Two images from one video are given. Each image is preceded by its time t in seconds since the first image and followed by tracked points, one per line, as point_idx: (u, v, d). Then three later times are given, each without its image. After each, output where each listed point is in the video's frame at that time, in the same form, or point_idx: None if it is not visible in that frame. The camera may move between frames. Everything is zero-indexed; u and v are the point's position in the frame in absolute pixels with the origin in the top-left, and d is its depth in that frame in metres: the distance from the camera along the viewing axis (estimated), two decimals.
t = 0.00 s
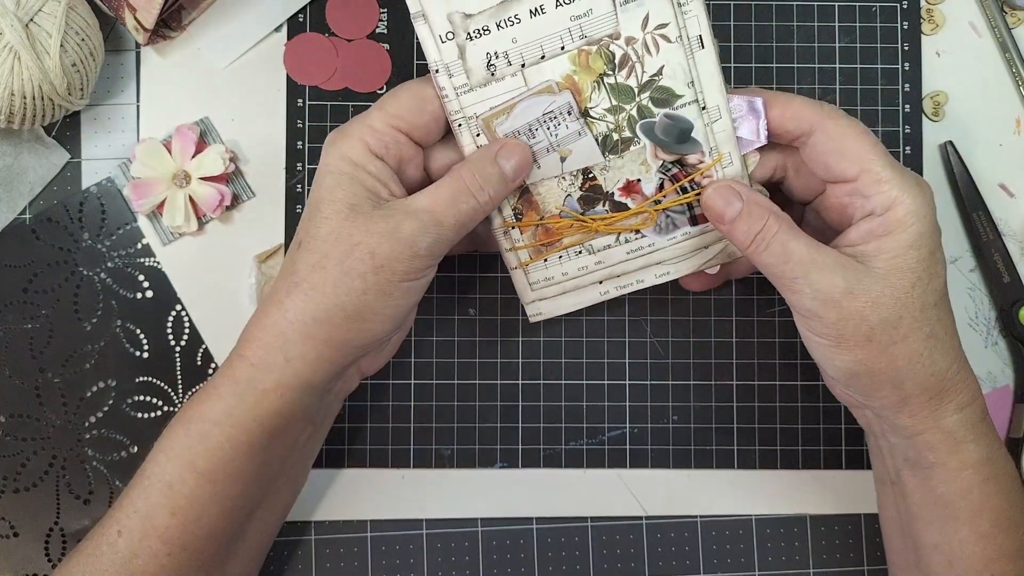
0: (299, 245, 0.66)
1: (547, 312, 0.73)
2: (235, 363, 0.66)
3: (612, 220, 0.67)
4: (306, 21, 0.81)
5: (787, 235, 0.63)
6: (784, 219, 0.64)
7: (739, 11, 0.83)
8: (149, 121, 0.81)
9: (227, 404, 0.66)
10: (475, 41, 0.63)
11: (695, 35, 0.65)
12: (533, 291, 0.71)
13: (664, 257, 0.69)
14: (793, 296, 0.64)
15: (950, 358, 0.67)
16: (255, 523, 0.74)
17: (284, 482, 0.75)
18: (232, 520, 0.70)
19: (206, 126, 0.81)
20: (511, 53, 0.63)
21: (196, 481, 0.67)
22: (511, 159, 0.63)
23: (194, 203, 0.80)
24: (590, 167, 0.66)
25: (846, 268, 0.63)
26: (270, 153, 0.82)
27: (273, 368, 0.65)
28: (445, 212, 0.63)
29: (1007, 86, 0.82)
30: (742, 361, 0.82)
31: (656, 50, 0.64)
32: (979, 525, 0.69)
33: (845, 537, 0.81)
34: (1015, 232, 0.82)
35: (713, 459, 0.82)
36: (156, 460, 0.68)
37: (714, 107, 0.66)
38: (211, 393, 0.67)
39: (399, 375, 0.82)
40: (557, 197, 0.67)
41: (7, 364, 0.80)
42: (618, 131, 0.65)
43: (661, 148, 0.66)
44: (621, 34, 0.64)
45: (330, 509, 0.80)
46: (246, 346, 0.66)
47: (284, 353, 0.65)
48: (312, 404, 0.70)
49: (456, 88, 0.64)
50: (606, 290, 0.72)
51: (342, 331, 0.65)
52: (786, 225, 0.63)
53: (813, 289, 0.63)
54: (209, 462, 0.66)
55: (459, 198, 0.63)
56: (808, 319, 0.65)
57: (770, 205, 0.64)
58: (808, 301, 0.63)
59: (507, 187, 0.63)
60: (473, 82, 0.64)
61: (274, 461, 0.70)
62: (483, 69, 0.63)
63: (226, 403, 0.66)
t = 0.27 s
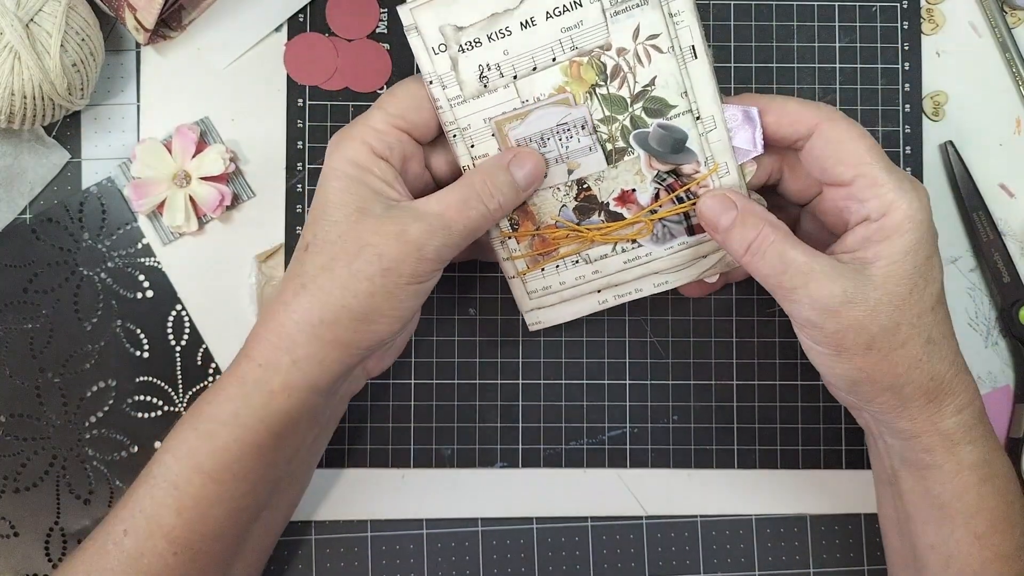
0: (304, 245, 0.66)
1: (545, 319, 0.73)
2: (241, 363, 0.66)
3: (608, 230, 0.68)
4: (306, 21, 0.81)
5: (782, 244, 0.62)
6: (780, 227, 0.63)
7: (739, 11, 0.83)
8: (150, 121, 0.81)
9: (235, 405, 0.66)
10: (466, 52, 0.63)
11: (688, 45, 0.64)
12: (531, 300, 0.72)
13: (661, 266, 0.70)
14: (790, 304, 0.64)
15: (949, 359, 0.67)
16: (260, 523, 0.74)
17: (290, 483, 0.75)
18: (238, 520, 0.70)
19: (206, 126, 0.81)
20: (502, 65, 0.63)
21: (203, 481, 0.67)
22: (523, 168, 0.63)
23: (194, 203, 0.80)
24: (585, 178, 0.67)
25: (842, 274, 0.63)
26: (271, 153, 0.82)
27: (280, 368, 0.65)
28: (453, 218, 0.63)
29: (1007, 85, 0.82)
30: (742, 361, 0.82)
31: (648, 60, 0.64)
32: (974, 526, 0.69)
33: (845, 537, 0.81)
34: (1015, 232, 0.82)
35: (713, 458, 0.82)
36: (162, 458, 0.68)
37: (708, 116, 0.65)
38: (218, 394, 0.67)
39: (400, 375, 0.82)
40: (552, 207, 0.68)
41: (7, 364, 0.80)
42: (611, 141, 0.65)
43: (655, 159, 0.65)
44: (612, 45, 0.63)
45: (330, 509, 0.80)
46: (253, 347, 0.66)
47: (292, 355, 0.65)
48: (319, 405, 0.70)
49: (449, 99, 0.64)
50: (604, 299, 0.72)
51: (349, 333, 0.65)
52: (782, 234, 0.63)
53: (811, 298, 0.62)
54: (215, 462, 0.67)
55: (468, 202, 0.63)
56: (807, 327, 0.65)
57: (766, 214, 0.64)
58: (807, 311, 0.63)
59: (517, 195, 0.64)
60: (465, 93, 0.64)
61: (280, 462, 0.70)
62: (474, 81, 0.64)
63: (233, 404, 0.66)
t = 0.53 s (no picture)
0: (297, 244, 0.67)
1: (540, 328, 0.74)
2: (236, 363, 0.67)
3: (606, 238, 0.67)
4: (306, 21, 0.81)
5: (788, 249, 0.61)
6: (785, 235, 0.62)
7: (739, 11, 0.83)
8: (149, 121, 0.81)
9: (231, 404, 0.67)
10: (469, 53, 0.63)
11: (691, 51, 0.64)
12: (526, 305, 0.72)
13: (658, 276, 0.69)
14: (799, 311, 0.62)
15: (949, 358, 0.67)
16: (261, 526, 0.74)
17: (290, 485, 0.75)
18: (236, 521, 0.70)
19: (206, 126, 0.81)
20: (504, 66, 0.63)
21: (199, 480, 0.67)
22: (500, 141, 0.60)
23: (194, 203, 0.80)
24: (585, 183, 0.66)
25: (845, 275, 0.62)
26: (271, 153, 0.82)
27: (274, 368, 0.66)
28: (437, 202, 0.62)
29: (1007, 85, 0.82)
30: (742, 361, 0.82)
31: (651, 65, 0.64)
32: (970, 527, 0.69)
33: (845, 537, 0.81)
34: (1015, 232, 0.82)
35: (713, 458, 0.82)
36: (158, 460, 0.69)
37: (710, 124, 0.65)
38: (213, 394, 0.68)
39: (399, 374, 0.82)
40: (551, 213, 0.67)
41: (7, 364, 0.80)
42: (611, 146, 0.65)
43: (656, 165, 0.65)
44: (615, 48, 0.63)
45: (330, 509, 0.80)
46: (248, 349, 0.67)
47: (287, 355, 0.66)
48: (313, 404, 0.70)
49: (449, 99, 0.64)
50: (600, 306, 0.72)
51: (344, 331, 0.65)
52: (787, 240, 0.62)
53: (820, 303, 0.61)
54: (212, 461, 0.67)
55: (451, 184, 0.61)
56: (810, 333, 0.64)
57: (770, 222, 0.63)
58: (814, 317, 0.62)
59: (497, 171, 0.61)
60: (466, 94, 0.64)
61: (278, 462, 0.71)
62: (476, 82, 0.64)
63: (229, 403, 0.67)
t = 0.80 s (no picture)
0: (356, 278, 0.67)
1: (566, 375, 0.75)
2: (284, 392, 0.68)
3: (650, 300, 0.71)
4: (305, 20, 0.81)
5: (767, 256, 0.60)
6: (770, 241, 0.61)
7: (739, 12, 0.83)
8: (149, 121, 0.81)
9: (278, 433, 0.67)
10: (559, 109, 0.65)
11: (767, 143, 0.66)
12: (559, 352, 0.73)
13: (690, 340, 0.73)
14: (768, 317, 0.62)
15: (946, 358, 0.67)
16: (280, 547, 0.74)
17: (314, 508, 0.75)
18: (264, 545, 0.70)
19: (206, 126, 0.81)
20: (590, 127, 0.65)
21: (236, 504, 0.67)
22: (567, 200, 0.62)
23: (194, 203, 0.80)
24: (642, 249, 0.70)
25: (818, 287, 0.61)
26: (270, 153, 0.82)
27: (328, 402, 0.67)
28: (505, 255, 0.63)
29: (1007, 85, 0.82)
30: (742, 361, 0.82)
31: (727, 148, 0.66)
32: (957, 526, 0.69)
33: (845, 537, 0.81)
34: (1015, 232, 0.82)
35: (713, 458, 0.82)
36: (191, 480, 0.68)
37: (769, 211, 0.67)
38: (259, 419, 0.68)
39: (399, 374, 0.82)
40: (603, 271, 0.70)
41: (7, 364, 0.80)
42: (676, 218, 0.67)
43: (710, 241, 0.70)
44: (698, 128, 0.65)
45: (329, 509, 0.80)
46: (298, 377, 0.68)
47: (340, 387, 0.67)
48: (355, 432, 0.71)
49: (530, 150, 0.66)
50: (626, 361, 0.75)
51: (396, 367, 0.67)
52: (772, 247, 0.60)
53: (784, 317, 0.61)
54: (255, 488, 0.67)
55: (517, 241, 0.63)
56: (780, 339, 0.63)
57: (759, 227, 0.61)
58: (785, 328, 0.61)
59: (561, 230, 0.63)
60: (547, 147, 0.65)
61: (314, 490, 0.72)
62: (559, 136, 0.65)
63: (275, 431, 0.68)
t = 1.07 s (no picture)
0: (374, 288, 0.67)
1: (564, 377, 0.78)
2: (299, 398, 0.68)
3: (653, 315, 0.72)
4: (305, 20, 0.81)
5: (714, 265, 0.61)
6: (714, 246, 0.61)
7: (739, 11, 0.83)
8: (150, 121, 0.81)
9: (293, 438, 0.68)
10: (583, 132, 0.62)
11: (783, 175, 0.66)
12: (559, 358, 0.75)
13: (686, 352, 0.76)
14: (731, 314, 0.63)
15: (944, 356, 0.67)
16: (287, 551, 0.73)
17: (321, 512, 0.75)
18: (274, 549, 0.70)
19: (206, 126, 0.81)
20: (612, 151, 0.63)
21: (250, 509, 0.67)
22: (582, 212, 0.61)
23: (194, 203, 0.80)
24: (651, 267, 0.70)
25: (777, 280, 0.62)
26: (270, 153, 0.82)
27: (345, 410, 0.68)
28: (519, 266, 0.63)
29: (1007, 85, 0.82)
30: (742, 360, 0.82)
31: (743, 179, 0.65)
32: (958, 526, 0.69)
33: (845, 537, 0.81)
34: (1015, 232, 0.82)
35: (713, 458, 0.82)
36: (204, 483, 0.68)
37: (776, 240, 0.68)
38: (274, 424, 0.68)
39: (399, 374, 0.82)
40: (610, 285, 0.71)
41: (7, 364, 0.80)
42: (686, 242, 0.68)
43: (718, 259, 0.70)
44: (718, 158, 0.64)
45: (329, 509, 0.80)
46: (314, 383, 0.68)
47: (356, 396, 0.67)
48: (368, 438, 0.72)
49: (549, 169, 0.64)
50: (623, 368, 0.78)
51: (410, 378, 0.67)
52: (717, 254, 0.61)
53: (743, 318, 0.62)
54: (269, 494, 0.68)
55: (532, 251, 0.63)
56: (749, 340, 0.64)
57: (700, 234, 0.61)
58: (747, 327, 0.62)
59: (576, 240, 0.63)
60: (566, 167, 0.64)
61: (323, 495, 0.72)
62: (580, 158, 0.63)
63: (291, 437, 0.68)
